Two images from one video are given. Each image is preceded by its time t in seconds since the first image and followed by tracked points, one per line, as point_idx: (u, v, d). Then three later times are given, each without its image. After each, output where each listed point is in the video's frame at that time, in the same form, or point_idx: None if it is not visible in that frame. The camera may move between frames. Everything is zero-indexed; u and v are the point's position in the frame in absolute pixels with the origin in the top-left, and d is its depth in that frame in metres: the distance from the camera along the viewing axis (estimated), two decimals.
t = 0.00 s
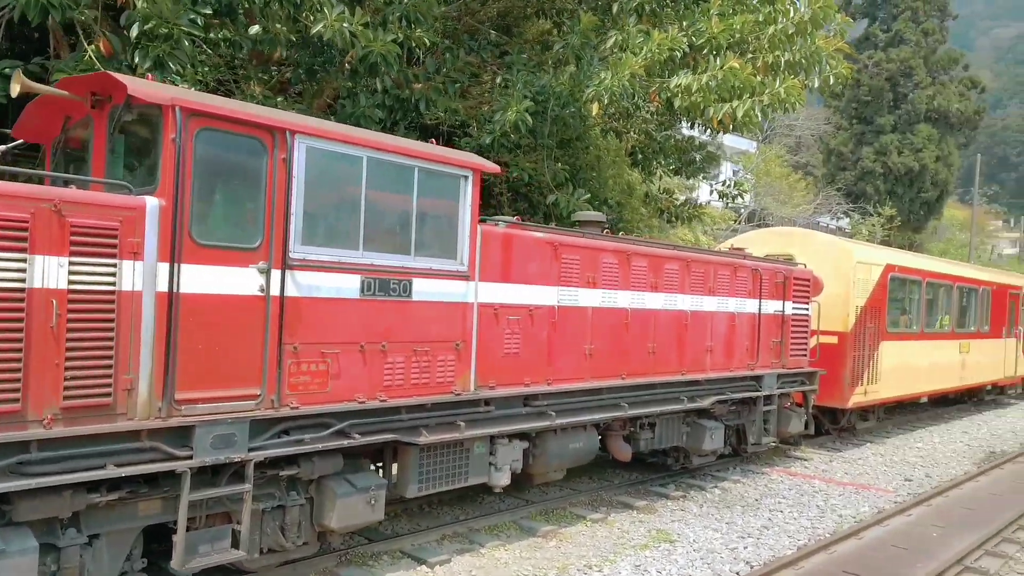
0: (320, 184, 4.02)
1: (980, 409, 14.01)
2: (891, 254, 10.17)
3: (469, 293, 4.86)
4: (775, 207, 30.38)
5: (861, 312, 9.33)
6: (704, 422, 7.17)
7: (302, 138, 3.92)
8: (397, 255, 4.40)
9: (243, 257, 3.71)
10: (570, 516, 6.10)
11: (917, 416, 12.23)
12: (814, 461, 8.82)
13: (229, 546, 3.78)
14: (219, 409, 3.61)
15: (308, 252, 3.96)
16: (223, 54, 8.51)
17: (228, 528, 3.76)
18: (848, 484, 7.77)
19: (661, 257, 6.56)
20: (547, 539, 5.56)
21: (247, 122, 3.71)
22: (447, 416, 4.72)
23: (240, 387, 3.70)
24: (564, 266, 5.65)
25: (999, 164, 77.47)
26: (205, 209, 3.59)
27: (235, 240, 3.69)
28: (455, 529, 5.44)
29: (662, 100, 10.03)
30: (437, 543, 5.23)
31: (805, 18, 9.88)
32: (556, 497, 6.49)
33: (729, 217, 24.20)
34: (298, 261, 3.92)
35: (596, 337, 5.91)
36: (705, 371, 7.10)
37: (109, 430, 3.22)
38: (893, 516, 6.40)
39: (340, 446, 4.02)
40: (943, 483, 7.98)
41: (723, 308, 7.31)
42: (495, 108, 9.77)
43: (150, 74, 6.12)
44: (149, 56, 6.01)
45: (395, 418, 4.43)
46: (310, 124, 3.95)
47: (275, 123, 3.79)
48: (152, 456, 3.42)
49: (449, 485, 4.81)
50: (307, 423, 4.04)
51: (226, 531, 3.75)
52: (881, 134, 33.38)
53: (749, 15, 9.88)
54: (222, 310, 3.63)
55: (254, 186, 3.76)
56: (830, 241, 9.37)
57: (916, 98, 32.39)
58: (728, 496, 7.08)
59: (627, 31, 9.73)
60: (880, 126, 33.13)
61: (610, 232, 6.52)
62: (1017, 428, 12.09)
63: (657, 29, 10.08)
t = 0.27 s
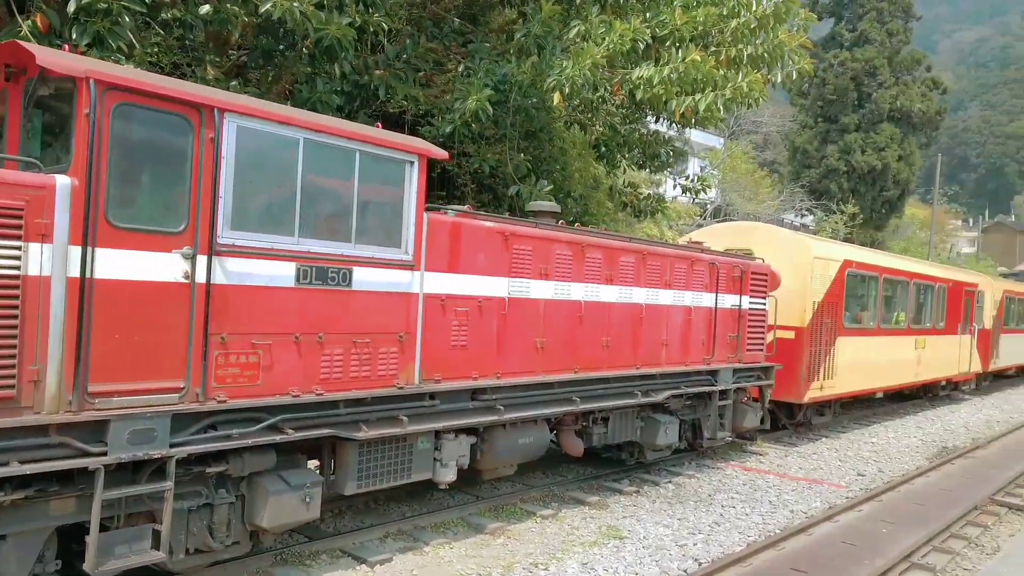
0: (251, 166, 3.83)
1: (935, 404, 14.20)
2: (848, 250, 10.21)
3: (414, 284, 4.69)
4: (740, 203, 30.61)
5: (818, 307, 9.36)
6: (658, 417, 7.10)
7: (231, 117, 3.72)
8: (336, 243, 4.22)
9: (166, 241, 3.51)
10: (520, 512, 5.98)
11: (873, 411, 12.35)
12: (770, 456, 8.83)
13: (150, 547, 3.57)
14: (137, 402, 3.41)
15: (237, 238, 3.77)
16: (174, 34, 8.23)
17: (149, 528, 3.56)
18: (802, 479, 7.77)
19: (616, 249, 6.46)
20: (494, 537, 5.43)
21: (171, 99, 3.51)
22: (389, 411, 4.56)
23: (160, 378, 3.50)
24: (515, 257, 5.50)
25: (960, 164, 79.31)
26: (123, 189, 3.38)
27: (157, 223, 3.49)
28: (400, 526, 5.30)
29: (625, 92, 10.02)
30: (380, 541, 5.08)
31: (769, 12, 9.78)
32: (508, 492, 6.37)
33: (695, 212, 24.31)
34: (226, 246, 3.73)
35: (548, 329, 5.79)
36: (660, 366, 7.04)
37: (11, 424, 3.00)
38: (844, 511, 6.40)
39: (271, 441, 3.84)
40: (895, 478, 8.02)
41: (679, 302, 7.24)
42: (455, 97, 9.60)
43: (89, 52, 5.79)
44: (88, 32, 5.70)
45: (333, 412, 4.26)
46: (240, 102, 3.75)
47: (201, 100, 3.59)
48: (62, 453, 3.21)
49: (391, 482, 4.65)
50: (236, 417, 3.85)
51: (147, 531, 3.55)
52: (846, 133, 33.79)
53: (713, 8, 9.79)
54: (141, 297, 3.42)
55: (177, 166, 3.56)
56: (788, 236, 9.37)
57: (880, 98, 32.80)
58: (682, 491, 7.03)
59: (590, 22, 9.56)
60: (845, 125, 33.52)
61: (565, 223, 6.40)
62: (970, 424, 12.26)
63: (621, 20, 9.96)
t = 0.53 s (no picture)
0: (166, 157, 3.59)
1: (884, 404, 14.41)
2: (799, 251, 10.26)
3: (348, 283, 4.48)
4: (698, 205, 30.84)
5: (768, 308, 9.38)
6: (606, 419, 7.00)
7: (143, 104, 3.48)
8: (260, 240, 4.00)
9: (67, 235, 3.26)
10: (463, 520, 5.82)
11: (824, 411, 12.46)
12: (720, 458, 8.81)
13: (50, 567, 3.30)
14: (33, 409, 3.13)
15: (151, 233, 3.53)
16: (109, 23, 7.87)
17: (48, 546, 3.28)
18: (751, 482, 7.74)
19: (564, 249, 6.32)
20: (435, 546, 5.26)
21: (73, 82, 3.26)
22: (320, 417, 4.35)
23: (60, 383, 3.23)
24: (459, 256, 5.31)
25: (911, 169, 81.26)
26: (18, 178, 3.12)
27: (57, 216, 3.23)
28: (335, 536, 5.10)
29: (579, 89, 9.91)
30: (312, 553, 4.88)
31: (720, 11, 9.74)
32: (452, 499, 6.20)
33: (653, 213, 24.39)
34: (136, 242, 3.48)
35: (492, 331, 5.61)
36: (609, 368, 6.92)
37: None
38: (791, 514, 6.36)
39: (186, 450, 3.61)
40: (842, 479, 8.05)
41: (629, 303, 7.15)
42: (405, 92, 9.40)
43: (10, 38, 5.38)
44: (7, 16, 5.30)
45: (258, 419, 4.03)
46: (153, 88, 3.52)
47: (108, 85, 3.35)
48: None
49: (322, 491, 4.44)
50: (149, 425, 3.61)
51: (46, 549, 3.27)
52: (801, 136, 34.28)
53: (667, 6, 9.72)
54: (39, 295, 3.16)
55: (82, 155, 3.31)
56: (740, 236, 9.37)
57: (834, 103, 33.35)
58: (630, 495, 6.93)
59: (543, 19, 9.41)
60: (800, 128, 34.04)
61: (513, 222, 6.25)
62: (917, 424, 12.45)
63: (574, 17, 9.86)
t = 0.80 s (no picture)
0: (70, 143, 3.34)
1: (836, 400, 14.58)
2: (751, 248, 10.28)
3: (277, 279, 4.26)
4: (656, 203, 30.99)
5: (720, 305, 9.38)
6: (556, 419, 6.86)
7: (43, 86, 3.24)
8: (179, 233, 3.77)
9: None
10: (405, 524, 5.63)
11: (777, 408, 12.53)
12: (673, 456, 8.76)
13: None
14: None
15: (52, 224, 3.27)
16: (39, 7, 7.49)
17: None
18: (702, 479, 7.69)
19: (511, 244, 6.16)
20: (374, 552, 5.06)
21: None
22: (246, 420, 4.13)
23: None
24: (398, 251, 5.11)
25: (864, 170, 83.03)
26: None
27: None
28: (268, 544, 4.87)
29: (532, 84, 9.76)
30: (242, 563, 4.65)
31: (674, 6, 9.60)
32: (395, 502, 6.01)
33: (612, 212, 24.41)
34: (35, 234, 3.23)
35: (435, 329, 5.42)
36: (558, 366, 6.79)
37: None
38: (739, 513, 6.31)
39: (94, 457, 3.36)
40: (792, 476, 8.05)
41: (578, 300, 7.03)
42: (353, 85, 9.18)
43: None
44: None
45: (177, 423, 3.80)
46: (54, 69, 3.28)
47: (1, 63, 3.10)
48: None
49: (250, 498, 4.22)
50: (53, 431, 3.36)
51: None
52: (758, 136, 34.68)
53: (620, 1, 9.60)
54: None
55: None
56: (692, 233, 9.35)
57: (790, 103, 33.81)
58: (580, 495, 6.82)
59: (495, 11, 9.21)
60: (757, 128, 34.45)
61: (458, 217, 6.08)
62: (867, 419, 12.59)
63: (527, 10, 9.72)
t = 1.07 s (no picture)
0: None
1: (804, 402, 14.58)
2: (717, 249, 10.22)
3: (212, 279, 4.04)
4: (629, 204, 30.97)
5: (686, 307, 9.30)
6: (516, 422, 6.69)
7: None
8: (101, 229, 3.56)
9: None
10: (357, 533, 5.42)
11: (745, 409, 12.49)
12: (638, 459, 8.64)
13: None
14: None
15: None
16: None
17: None
18: (667, 483, 7.56)
19: (468, 243, 5.98)
20: (321, 564, 4.84)
21: None
22: (179, 427, 3.90)
23: None
24: (347, 250, 4.90)
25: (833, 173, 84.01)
26: None
27: None
28: (208, 557, 4.64)
29: (496, 81, 9.60)
30: None
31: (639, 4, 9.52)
32: (348, 510, 5.79)
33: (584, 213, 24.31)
34: None
35: (386, 330, 5.22)
36: (518, 368, 6.62)
37: None
38: (702, 517, 6.19)
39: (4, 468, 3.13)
40: (757, 479, 7.96)
41: (539, 301, 6.87)
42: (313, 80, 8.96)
43: None
44: None
45: (100, 431, 3.57)
46: None
47: None
48: None
49: (182, 510, 3.99)
50: None
51: None
52: (729, 139, 34.86)
53: None
54: None
55: None
56: (657, 233, 9.25)
57: (760, 106, 34.02)
58: (540, 501, 6.65)
59: (459, 5, 9.01)
60: (728, 131, 34.61)
61: (413, 215, 5.90)
62: (834, 420, 12.59)
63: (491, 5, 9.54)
